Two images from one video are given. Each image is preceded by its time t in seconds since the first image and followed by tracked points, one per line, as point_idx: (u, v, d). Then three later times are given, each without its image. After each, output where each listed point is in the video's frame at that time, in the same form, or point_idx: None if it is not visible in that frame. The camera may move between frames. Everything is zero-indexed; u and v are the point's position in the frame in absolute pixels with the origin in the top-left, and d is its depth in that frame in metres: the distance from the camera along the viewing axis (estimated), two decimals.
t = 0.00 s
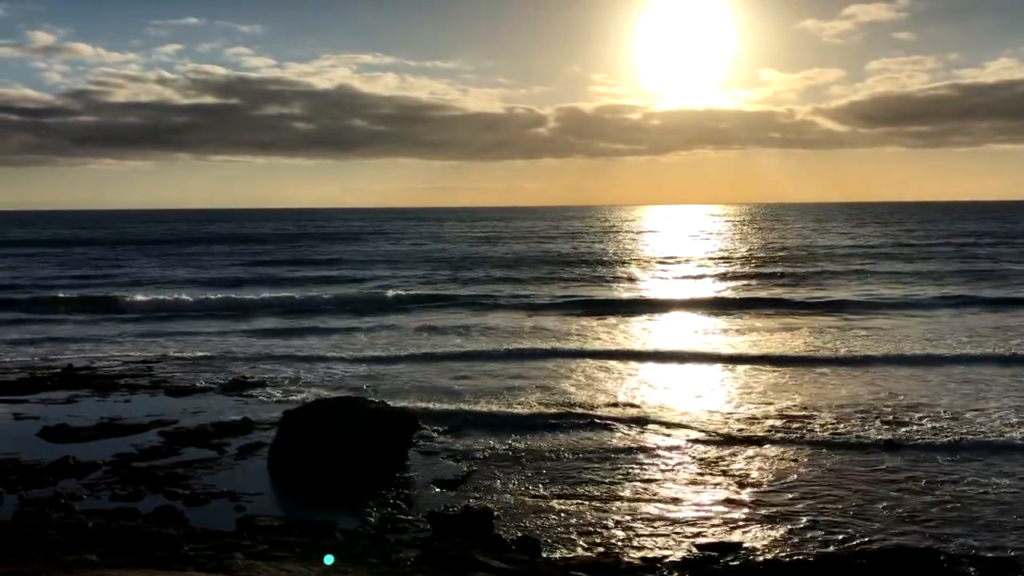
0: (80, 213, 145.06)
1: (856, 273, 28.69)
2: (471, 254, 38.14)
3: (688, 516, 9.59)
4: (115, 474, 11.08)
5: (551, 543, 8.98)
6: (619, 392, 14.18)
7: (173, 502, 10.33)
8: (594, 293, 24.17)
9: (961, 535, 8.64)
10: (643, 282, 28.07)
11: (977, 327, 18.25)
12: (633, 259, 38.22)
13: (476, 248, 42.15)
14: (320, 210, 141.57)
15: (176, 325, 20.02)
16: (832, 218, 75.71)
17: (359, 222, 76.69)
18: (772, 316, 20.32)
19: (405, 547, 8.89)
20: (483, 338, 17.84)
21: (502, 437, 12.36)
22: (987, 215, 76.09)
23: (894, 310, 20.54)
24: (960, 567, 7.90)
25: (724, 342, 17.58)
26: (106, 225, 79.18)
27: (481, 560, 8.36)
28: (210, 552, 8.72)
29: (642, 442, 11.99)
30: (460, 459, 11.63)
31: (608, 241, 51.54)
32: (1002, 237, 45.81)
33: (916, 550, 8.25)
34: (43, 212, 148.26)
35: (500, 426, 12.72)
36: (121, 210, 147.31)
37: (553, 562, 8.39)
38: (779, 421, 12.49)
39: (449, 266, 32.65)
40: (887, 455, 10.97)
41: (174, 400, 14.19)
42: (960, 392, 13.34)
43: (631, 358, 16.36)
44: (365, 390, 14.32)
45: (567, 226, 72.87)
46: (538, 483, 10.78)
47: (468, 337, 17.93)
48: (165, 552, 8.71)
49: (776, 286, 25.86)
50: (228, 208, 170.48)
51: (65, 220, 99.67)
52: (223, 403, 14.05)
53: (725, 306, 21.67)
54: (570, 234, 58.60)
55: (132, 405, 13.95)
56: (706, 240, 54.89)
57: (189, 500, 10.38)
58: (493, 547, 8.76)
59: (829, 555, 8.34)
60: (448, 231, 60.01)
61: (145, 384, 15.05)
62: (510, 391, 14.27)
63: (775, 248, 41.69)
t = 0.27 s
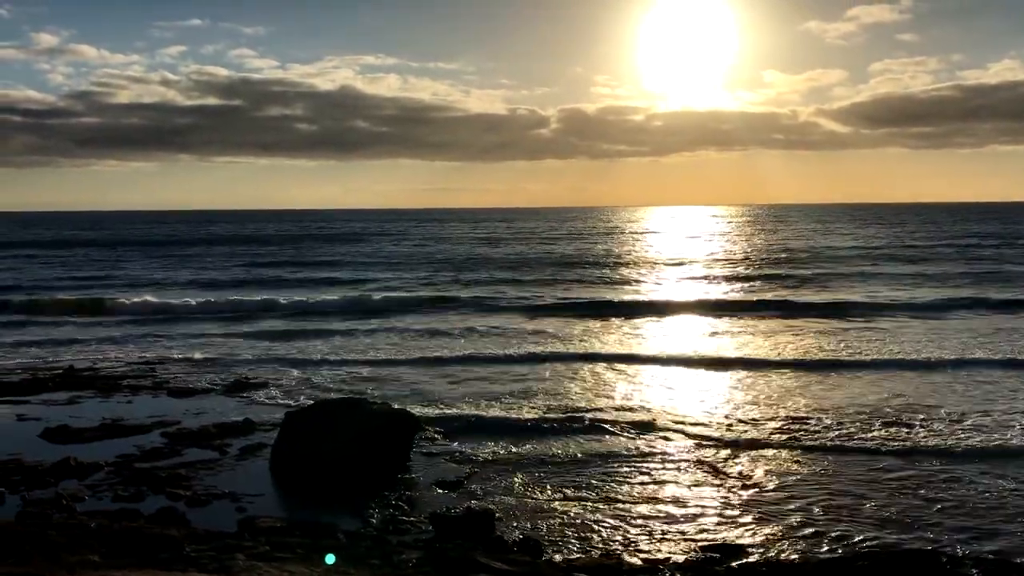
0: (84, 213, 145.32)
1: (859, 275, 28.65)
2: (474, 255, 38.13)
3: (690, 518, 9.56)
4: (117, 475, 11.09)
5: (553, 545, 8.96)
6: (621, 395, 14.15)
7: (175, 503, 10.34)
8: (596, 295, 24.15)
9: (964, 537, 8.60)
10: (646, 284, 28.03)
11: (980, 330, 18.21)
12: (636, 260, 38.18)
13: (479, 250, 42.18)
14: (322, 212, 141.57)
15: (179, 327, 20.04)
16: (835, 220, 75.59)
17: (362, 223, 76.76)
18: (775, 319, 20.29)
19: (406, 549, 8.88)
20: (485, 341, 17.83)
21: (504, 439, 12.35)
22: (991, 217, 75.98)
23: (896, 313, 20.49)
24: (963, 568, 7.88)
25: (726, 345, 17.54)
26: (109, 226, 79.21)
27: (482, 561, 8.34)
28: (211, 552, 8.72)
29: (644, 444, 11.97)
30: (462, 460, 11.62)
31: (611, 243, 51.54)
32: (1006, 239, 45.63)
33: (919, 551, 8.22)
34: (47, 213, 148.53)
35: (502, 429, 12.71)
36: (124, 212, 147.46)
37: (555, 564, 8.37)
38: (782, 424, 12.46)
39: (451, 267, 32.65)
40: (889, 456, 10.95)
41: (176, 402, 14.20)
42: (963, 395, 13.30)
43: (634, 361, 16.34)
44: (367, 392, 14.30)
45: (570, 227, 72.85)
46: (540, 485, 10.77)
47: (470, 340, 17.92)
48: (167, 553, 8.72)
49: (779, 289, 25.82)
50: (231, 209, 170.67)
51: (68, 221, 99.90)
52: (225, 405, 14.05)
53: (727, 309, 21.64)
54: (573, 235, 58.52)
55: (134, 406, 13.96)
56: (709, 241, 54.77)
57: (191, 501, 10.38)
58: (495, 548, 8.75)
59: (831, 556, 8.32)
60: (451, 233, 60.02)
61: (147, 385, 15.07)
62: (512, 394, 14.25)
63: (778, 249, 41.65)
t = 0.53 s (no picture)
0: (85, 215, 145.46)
1: (860, 278, 28.64)
2: (475, 258, 38.12)
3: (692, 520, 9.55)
4: (118, 477, 11.09)
5: (554, 547, 8.96)
6: (622, 400, 14.13)
7: (176, 505, 10.34)
8: (597, 299, 24.13)
9: (966, 538, 8.60)
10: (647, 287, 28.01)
11: (982, 333, 18.19)
12: (637, 262, 38.13)
13: (480, 252, 42.17)
14: (323, 213, 141.29)
15: (180, 329, 20.03)
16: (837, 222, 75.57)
17: (363, 225, 76.72)
18: (776, 322, 20.27)
19: (407, 550, 8.87)
20: (486, 345, 17.81)
21: (505, 441, 12.34)
22: (993, 219, 75.95)
23: (898, 316, 20.47)
24: (964, 571, 7.87)
25: (728, 349, 17.51)
26: (110, 228, 79.10)
27: (483, 563, 8.34)
28: (212, 554, 8.71)
29: (645, 447, 11.96)
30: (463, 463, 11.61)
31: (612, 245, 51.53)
32: (1008, 241, 45.59)
33: (920, 553, 8.22)
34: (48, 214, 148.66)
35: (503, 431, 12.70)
36: (125, 213, 147.57)
37: (555, 566, 8.37)
38: (782, 427, 12.45)
39: (452, 270, 32.63)
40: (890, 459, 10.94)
41: (178, 403, 14.20)
42: (965, 399, 13.29)
43: (635, 365, 16.32)
44: (368, 395, 14.29)
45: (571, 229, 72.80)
46: (541, 486, 10.76)
47: (472, 344, 17.91)
48: (169, 555, 8.71)
49: (780, 292, 25.80)
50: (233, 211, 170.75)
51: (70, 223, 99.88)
52: (226, 406, 14.04)
53: (728, 313, 21.62)
54: (574, 237, 58.49)
55: (135, 407, 13.96)
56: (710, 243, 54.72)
57: (192, 503, 10.38)
58: (496, 550, 8.74)
59: (832, 558, 8.31)
60: (452, 235, 60.00)
61: (148, 387, 15.06)
62: (513, 397, 14.24)
63: (779, 252, 41.63)
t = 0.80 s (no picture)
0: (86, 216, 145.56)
1: (861, 280, 28.62)
2: (476, 260, 38.09)
3: (692, 522, 9.55)
4: (118, 478, 11.09)
5: (555, 549, 8.95)
6: (622, 403, 14.11)
7: (176, 506, 10.34)
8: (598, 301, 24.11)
9: (967, 541, 8.59)
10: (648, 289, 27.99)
11: (983, 336, 18.17)
12: (637, 265, 38.11)
13: (480, 254, 42.17)
14: (323, 215, 141.39)
15: (180, 332, 20.03)
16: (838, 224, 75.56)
17: (363, 226, 76.70)
18: (777, 326, 20.25)
19: (407, 552, 8.87)
20: (487, 348, 17.80)
21: (505, 443, 12.34)
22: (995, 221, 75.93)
23: (898, 319, 20.45)
24: (965, 572, 7.87)
25: (729, 353, 17.49)
26: (110, 229, 79.13)
27: (483, 564, 8.33)
28: (212, 556, 8.71)
29: (646, 449, 11.94)
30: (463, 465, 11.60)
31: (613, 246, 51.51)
32: (1010, 242, 45.52)
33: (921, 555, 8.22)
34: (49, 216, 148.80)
35: (503, 433, 12.70)
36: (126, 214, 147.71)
37: (556, 568, 8.36)
38: (782, 430, 12.44)
39: (453, 272, 32.61)
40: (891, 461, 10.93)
41: (178, 405, 14.20)
42: (965, 402, 13.27)
43: (636, 368, 16.30)
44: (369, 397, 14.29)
45: (572, 230, 72.77)
46: (541, 488, 10.76)
47: (472, 347, 17.90)
48: (169, 556, 8.71)
49: (782, 294, 25.78)
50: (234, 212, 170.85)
51: (70, 225, 99.75)
52: (226, 408, 14.05)
53: (729, 316, 21.60)
54: (576, 239, 58.47)
55: (135, 408, 13.97)
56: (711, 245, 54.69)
57: (192, 504, 10.38)
58: (496, 552, 8.74)
59: (832, 560, 8.31)
60: (453, 237, 59.98)
61: (148, 388, 15.06)
62: (513, 401, 14.24)
63: (780, 254, 41.61)
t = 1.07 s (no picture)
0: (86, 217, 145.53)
1: (861, 282, 28.63)
2: (476, 262, 38.10)
3: (692, 523, 9.55)
4: (117, 480, 11.08)
5: (555, 550, 8.94)
6: (622, 405, 14.11)
7: (176, 508, 10.34)
8: (599, 304, 24.11)
9: (967, 542, 8.59)
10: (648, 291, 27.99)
11: (983, 339, 18.17)
12: (637, 266, 38.11)
13: (481, 256, 42.17)
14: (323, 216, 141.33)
15: (180, 334, 20.04)
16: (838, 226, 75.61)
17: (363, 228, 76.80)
18: (778, 329, 20.24)
19: (407, 554, 8.85)
20: (487, 351, 17.80)
21: (505, 444, 12.33)
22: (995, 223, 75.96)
23: (898, 322, 20.46)
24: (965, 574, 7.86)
25: (729, 355, 17.49)
26: (110, 231, 79.07)
27: (483, 565, 8.31)
28: (212, 557, 8.70)
29: (646, 452, 11.92)
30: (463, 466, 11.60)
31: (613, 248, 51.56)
32: (1010, 245, 45.50)
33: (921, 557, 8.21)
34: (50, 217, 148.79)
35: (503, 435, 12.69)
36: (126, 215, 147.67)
37: (555, 569, 8.35)
38: (782, 433, 12.43)
39: (453, 274, 32.62)
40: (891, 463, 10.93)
41: (178, 406, 14.21)
42: (966, 405, 13.26)
43: (636, 371, 16.29)
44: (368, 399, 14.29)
45: (572, 232, 72.79)
46: (542, 489, 10.76)
47: (472, 350, 17.91)
48: (169, 558, 8.71)
49: (782, 297, 25.79)
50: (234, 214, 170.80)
51: (70, 226, 99.93)
52: (226, 409, 14.05)
53: (729, 318, 21.60)
54: (576, 241, 58.45)
55: (135, 410, 13.97)
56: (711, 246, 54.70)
57: (191, 506, 10.37)
58: (496, 554, 8.72)
59: (833, 562, 8.29)
60: (454, 238, 59.98)
61: (148, 390, 15.07)
62: (513, 403, 14.23)
63: (779, 256, 41.62)
